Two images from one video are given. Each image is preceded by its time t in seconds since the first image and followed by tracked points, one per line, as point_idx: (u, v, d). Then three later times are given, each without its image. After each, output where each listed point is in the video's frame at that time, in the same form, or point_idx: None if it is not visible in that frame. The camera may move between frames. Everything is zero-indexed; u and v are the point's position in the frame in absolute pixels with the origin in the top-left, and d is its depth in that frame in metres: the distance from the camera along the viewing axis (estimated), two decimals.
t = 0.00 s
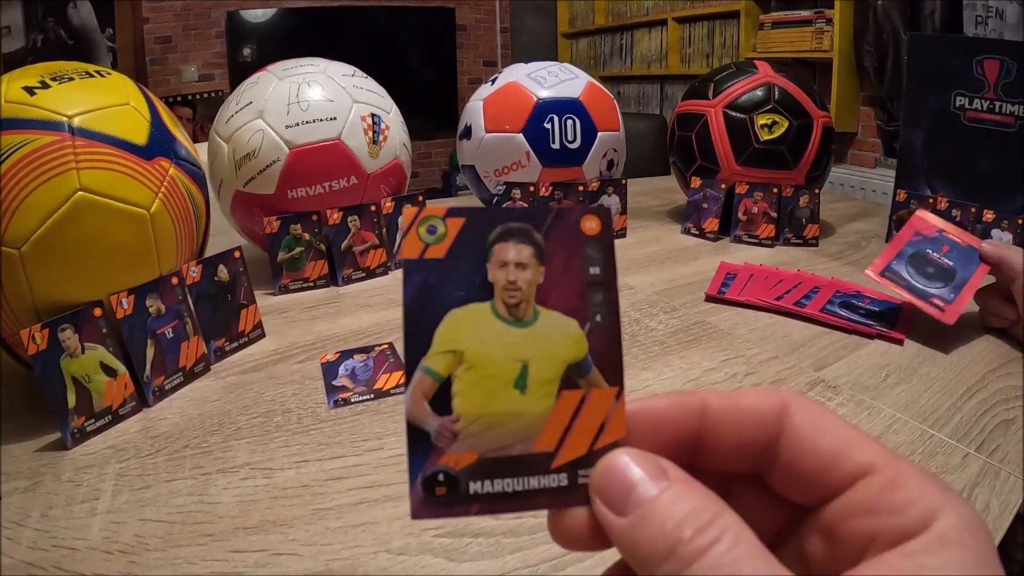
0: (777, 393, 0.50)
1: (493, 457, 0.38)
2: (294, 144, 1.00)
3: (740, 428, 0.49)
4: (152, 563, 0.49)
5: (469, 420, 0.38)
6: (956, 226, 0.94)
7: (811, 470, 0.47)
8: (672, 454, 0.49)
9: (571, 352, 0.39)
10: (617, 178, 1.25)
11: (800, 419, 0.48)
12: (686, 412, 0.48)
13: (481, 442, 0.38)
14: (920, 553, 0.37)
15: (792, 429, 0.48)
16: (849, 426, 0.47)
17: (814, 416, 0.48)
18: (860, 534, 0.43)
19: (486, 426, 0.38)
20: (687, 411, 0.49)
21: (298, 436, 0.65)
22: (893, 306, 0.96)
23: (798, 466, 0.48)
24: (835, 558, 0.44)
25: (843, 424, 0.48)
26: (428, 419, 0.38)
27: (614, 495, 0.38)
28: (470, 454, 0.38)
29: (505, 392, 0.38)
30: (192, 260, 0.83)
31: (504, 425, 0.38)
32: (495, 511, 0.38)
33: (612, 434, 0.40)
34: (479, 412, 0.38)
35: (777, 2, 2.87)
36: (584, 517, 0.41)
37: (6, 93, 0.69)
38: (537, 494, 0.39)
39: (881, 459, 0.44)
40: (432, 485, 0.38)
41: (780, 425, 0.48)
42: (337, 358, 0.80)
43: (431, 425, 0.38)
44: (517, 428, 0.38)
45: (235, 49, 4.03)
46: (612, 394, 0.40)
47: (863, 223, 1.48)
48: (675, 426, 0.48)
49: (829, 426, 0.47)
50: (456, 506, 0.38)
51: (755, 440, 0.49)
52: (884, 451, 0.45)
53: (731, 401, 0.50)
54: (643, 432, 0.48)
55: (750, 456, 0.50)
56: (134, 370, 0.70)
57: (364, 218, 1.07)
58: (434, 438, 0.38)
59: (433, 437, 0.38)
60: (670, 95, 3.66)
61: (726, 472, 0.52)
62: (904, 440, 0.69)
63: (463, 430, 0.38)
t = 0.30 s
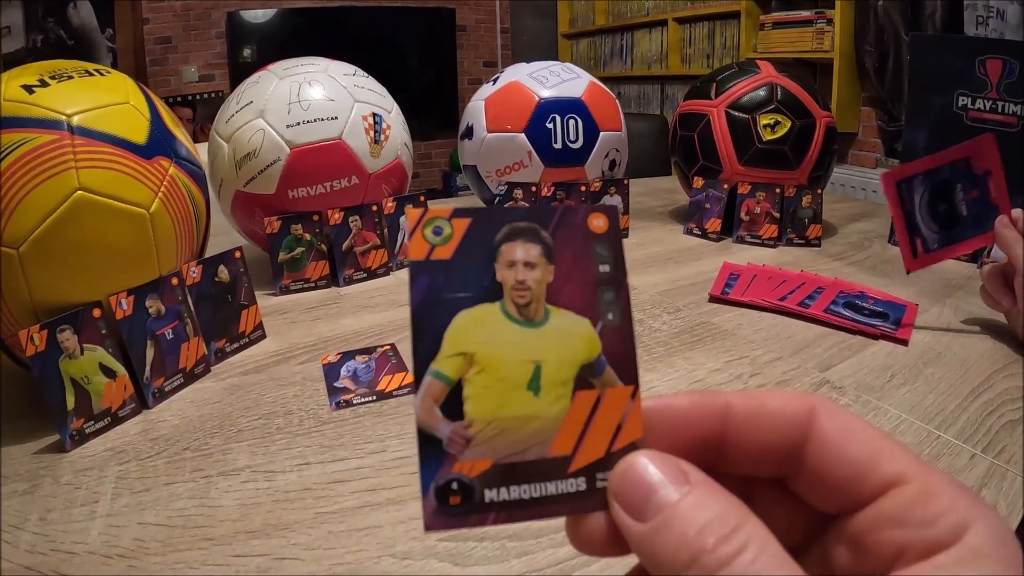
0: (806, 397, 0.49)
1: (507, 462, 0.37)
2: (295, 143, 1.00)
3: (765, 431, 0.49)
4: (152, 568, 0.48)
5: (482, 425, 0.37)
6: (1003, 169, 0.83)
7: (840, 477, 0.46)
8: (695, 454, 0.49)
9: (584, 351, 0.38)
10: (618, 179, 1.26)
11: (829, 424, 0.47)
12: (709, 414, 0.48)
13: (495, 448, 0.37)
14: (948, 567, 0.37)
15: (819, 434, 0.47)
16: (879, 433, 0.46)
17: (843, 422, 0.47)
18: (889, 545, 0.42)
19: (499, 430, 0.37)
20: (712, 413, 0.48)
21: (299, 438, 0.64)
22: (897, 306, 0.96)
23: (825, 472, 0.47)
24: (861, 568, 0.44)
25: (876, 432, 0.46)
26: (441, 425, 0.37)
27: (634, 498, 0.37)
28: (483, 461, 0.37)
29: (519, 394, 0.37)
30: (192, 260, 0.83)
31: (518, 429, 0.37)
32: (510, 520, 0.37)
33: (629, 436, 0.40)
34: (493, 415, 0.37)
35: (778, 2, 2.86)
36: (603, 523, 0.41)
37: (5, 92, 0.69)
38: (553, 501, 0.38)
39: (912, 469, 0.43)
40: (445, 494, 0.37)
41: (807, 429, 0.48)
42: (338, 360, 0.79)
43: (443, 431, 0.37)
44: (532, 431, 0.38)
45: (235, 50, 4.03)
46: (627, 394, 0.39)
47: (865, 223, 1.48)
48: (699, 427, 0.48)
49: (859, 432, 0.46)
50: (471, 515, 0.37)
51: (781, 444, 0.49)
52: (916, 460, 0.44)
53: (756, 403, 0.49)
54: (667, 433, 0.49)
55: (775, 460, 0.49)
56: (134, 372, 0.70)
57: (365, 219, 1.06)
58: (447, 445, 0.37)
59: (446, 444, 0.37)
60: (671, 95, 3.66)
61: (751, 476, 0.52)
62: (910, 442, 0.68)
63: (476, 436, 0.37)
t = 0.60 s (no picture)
0: (823, 398, 0.48)
1: (512, 470, 0.37)
2: (295, 144, 0.99)
3: (782, 433, 0.48)
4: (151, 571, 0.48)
5: (486, 434, 0.37)
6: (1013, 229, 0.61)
7: (856, 482, 0.46)
8: (711, 457, 0.48)
9: (592, 356, 0.38)
10: (620, 179, 1.24)
11: (847, 427, 0.47)
12: (725, 417, 0.48)
13: (500, 457, 0.37)
14: None
15: (837, 438, 0.47)
16: (897, 437, 0.46)
17: (862, 426, 0.46)
18: (902, 555, 0.43)
19: (505, 439, 0.37)
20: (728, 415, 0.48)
21: (299, 441, 0.64)
22: (900, 307, 0.95)
23: (842, 475, 0.47)
24: None
25: (893, 435, 0.46)
26: (444, 436, 0.37)
27: (642, 505, 0.37)
28: (487, 471, 0.37)
29: (524, 402, 0.37)
30: (192, 261, 0.82)
31: (524, 436, 0.37)
32: (514, 527, 0.38)
33: (638, 441, 0.39)
34: (498, 424, 0.37)
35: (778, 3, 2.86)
36: (609, 528, 0.41)
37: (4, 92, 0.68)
38: (557, 507, 0.38)
39: (931, 477, 0.43)
40: (449, 504, 0.37)
41: (825, 433, 0.47)
42: (339, 361, 0.79)
43: (447, 441, 0.37)
44: (539, 438, 0.37)
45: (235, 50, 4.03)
46: (638, 400, 0.39)
47: (867, 224, 1.47)
48: (716, 430, 0.47)
49: (878, 437, 0.46)
50: (475, 523, 0.37)
51: (798, 447, 0.48)
52: (935, 466, 0.44)
53: (774, 405, 0.48)
54: (682, 436, 0.48)
55: (792, 463, 0.49)
56: (133, 374, 0.69)
57: (365, 219, 1.06)
58: (450, 454, 0.37)
59: (448, 453, 0.37)
60: (670, 95, 3.66)
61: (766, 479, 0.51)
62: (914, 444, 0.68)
63: (479, 445, 0.37)
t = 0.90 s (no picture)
0: (819, 400, 0.48)
1: (523, 467, 0.37)
2: (295, 146, 0.99)
3: (781, 435, 0.48)
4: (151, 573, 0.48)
5: (501, 429, 0.37)
6: None
7: (852, 481, 0.46)
8: (711, 459, 0.48)
9: (603, 358, 0.38)
10: (619, 182, 1.25)
11: (843, 428, 0.47)
12: (724, 419, 0.47)
13: (513, 452, 0.37)
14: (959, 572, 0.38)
15: (833, 439, 0.47)
16: (891, 437, 0.46)
17: (856, 426, 0.46)
18: (899, 549, 0.43)
19: (517, 435, 0.37)
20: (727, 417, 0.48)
21: (300, 443, 0.64)
22: (899, 308, 0.96)
23: (838, 476, 0.47)
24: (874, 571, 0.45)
25: (888, 434, 0.46)
26: (459, 427, 0.37)
27: (647, 501, 0.37)
28: (501, 465, 0.37)
29: (537, 401, 0.37)
30: (192, 263, 0.82)
31: (535, 434, 0.37)
32: (525, 523, 0.37)
33: (644, 444, 0.39)
34: (511, 420, 0.37)
35: (777, 4, 2.86)
36: (616, 528, 0.40)
37: (4, 94, 0.68)
38: (566, 505, 0.38)
39: (924, 473, 0.43)
40: (462, 494, 0.37)
41: (821, 433, 0.47)
42: (339, 363, 0.79)
43: (462, 434, 0.37)
44: (548, 437, 0.37)
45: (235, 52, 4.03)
46: (646, 403, 0.39)
47: (866, 225, 1.47)
48: (715, 432, 0.47)
49: (872, 435, 0.46)
50: (487, 516, 0.37)
51: (796, 448, 0.48)
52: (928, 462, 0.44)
53: (771, 407, 0.48)
54: (680, 439, 0.48)
55: (790, 464, 0.49)
56: (133, 375, 0.69)
57: (365, 221, 1.06)
58: (465, 448, 0.37)
59: (464, 446, 0.37)
60: (670, 97, 3.66)
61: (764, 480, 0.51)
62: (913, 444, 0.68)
63: (495, 439, 0.37)
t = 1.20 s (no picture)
0: (821, 400, 0.48)
1: (526, 472, 0.38)
2: (296, 147, 1.00)
3: (784, 435, 0.48)
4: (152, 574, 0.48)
5: (503, 435, 0.37)
6: None
7: (853, 482, 0.46)
8: (714, 459, 0.49)
9: (606, 365, 0.38)
10: (619, 183, 1.26)
11: (845, 429, 0.47)
12: (729, 420, 0.47)
13: (515, 458, 0.37)
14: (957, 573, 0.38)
15: (835, 439, 0.47)
16: (894, 438, 0.46)
17: (860, 426, 0.47)
18: (898, 550, 0.43)
19: (520, 441, 0.37)
20: (730, 418, 0.48)
21: (300, 444, 0.64)
22: (898, 309, 0.96)
23: (840, 475, 0.47)
24: (873, 572, 0.45)
25: (890, 436, 0.46)
26: (462, 434, 0.37)
27: (648, 504, 0.38)
28: (503, 470, 0.37)
29: (539, 408, 0.37)
30: (192, 265, 0.82)
31: (537, 440, 0.38)
32: (528, 527, 0.38)
33: (647, 449, 0.39)
34: (514, 426, 0.37)
35: (777, 5, 2.87)
36: (617, 531, 0.41)
37: (5, 96, 0.69)
38: (569, 508, 0.38)
39: (925, 474, 0.43)
40: (465, 500, 0.37)
41: (824, 434, 0.47)
42: (339, 364, 0.79)
43: (464, 440, 0.37)
44: (552, 443, 0.38)
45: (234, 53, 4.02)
46: (648, 408, 0.39)
47: (865, 226, 1.48)
48: (718, 433, 0.47)
49: (874, 437, 0.46)
50: (489, 521, 0.37)
51: (799, 448, 0.48)
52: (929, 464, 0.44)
53: (777, 408, 0.48)
54: (686, 438, 0.48)
55: (793, 465, 0.49)
56: (134, 377, 0.70)
57: (365, 223, 1.06)
58: (468, 454, 0.37)
59: (466, 452, 0.37)
60: (670, 98, 3.66)
61: (766, 480, 0.51)
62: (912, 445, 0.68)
63: (496, 445, 0.37)
